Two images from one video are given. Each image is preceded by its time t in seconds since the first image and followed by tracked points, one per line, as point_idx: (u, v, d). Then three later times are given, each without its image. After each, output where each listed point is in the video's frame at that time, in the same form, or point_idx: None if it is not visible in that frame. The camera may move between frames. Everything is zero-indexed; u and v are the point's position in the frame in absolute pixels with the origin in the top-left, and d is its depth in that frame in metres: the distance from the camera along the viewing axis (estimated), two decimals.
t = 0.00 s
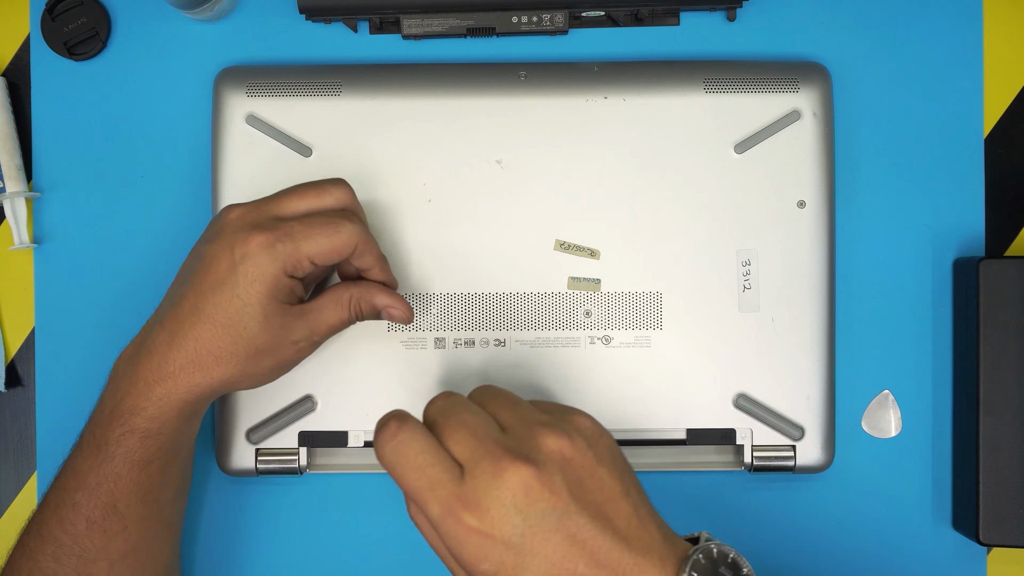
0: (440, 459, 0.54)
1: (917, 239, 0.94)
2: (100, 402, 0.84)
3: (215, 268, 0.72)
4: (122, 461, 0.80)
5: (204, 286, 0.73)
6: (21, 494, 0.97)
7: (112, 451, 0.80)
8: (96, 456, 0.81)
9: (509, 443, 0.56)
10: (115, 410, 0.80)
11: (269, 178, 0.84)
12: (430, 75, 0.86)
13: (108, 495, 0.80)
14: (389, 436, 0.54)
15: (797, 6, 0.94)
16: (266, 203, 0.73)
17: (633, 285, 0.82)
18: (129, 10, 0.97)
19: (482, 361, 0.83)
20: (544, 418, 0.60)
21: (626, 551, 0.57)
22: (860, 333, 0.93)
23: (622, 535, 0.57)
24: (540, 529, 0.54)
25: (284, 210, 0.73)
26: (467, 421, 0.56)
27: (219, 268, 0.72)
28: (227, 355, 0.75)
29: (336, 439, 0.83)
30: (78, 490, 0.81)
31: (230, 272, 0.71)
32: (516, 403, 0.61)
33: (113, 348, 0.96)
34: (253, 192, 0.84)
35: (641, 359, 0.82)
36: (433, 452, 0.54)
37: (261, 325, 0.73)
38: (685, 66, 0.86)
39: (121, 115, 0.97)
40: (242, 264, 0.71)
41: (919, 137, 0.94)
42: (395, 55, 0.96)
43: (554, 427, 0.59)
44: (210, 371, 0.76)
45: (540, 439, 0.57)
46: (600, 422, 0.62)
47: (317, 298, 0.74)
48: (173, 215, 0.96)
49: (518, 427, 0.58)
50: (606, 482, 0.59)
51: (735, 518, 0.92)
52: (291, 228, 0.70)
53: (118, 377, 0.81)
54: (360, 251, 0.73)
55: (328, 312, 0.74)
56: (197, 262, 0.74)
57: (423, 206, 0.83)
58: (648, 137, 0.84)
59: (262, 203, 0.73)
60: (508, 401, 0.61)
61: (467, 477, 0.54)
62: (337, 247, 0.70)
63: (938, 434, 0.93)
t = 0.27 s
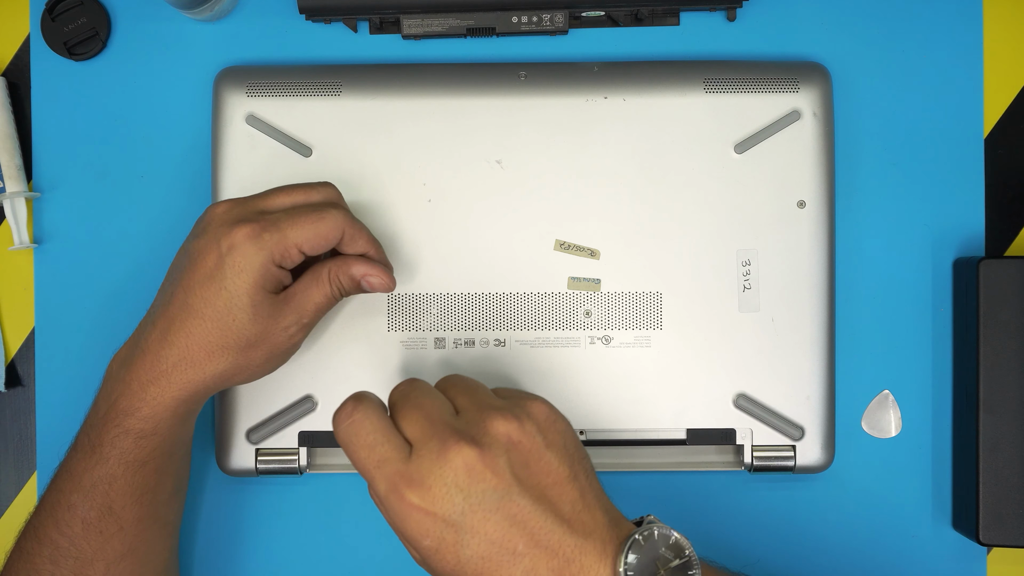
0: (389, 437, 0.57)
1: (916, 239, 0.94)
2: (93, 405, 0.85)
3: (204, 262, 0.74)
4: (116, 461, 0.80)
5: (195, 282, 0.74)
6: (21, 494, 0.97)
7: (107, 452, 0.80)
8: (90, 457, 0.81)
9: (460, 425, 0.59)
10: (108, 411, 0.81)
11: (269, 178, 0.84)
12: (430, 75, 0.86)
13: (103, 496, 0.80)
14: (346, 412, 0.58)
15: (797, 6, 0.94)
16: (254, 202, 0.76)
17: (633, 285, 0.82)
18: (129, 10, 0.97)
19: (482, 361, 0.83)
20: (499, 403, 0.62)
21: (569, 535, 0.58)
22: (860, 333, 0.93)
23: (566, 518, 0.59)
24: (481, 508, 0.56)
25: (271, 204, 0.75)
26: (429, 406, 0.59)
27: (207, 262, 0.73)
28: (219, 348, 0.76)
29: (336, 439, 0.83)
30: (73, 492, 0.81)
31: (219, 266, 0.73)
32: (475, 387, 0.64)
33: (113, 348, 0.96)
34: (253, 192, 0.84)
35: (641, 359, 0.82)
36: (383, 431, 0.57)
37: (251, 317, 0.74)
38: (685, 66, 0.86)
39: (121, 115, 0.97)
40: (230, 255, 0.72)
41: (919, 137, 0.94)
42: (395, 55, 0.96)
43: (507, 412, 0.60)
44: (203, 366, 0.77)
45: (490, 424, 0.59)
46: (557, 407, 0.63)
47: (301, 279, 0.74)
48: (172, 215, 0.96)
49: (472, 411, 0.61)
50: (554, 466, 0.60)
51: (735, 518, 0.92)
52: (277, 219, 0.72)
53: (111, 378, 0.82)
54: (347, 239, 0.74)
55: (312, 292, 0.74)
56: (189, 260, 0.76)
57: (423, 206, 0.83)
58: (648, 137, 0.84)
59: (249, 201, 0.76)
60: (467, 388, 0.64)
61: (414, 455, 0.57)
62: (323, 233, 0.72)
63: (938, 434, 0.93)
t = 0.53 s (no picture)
0: (342, 436, 0.61)
1: (916, 239, 0.94)
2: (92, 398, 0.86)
3: (201, 253, 0.74)
4: (113, 454, 0.81)
5: (191, 273, 0.75)
6: (21, 494, 0.97)
7: (103, 444, 0.81)
8: (87, 450, 0.81)
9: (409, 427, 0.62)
10: (105, 404, 0.81)
11: (269, 178, 0.84)
12: (430, 75, 0.86)
13: (100, 489, 0.81)
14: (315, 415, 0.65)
15: (797, 6, 0.94)
16: (251, 194, 0.76)
17: (633, 285, 0.82)
18: (129, 10, 0.97)
19: (482, 361, 0.83)
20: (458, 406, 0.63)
21: (512, 539, 0.59)
22: (860, 333, 0.93)
23: (511, 523, 0.60)
24: (420, 508, 0.58)
25: (270, 198, 0.75)
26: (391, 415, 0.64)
27: (204, 253, 0.74)
28: (215, 340, 0.76)
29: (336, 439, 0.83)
30: (71, 487, 0.81)
31: (215, 257, 0.73)
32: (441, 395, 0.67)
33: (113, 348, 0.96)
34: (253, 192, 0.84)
35: (641, 359, 0.82)
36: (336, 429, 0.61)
37: (247, 309, 0.74)
38: (685, 66, 0.86)
39: (121, 115, 0.97)
40: (226, 247, 0.72)
41: (919, 137, 0.94)
42: (395, 55, 0.96)
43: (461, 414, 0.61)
44: (198, 359, 0.77)
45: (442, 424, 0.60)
46: (519, 409, 0.63)
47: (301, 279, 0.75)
48: (172, 214, 0.96)
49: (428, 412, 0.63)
50: (505, 470, 0.61)
51: (735, 518, 0.92)
52: (272, 212, 0.72)
53: (108, 370, 0.82)
54: (344, 236, 0.74)
55: (312, 292, 0.74)
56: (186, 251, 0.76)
57: (423, 206, 0.83)
58: (649, 137, 0.84)
59: (247, 194, 0.76)
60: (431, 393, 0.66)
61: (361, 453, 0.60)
62: (321, 230, 0.72)
63: (938, 434, 0.93)
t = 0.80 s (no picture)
0: (308, 464, 0.57)
1: (916, 239, 0.94)
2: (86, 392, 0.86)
3: (198, 247, 0.74)
4: (104, 449, 0.80)
5: (186, 266, 0.75)
6: (21, 494, 0.97)
7: (95, 439, 0.81)
8: (79, 445, 0.81)
9: (372, 437, 0.57)
10: (97, 399, 0.81)
11: (269, 178, 0.84)
12: (430, 75, 0.86)
13: (92, 484, 0.80)
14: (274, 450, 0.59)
15: (797, 6, 0.94)
16: (251, 194, 0.77)
17: (633, 286, 0.82)
18: (129, 10, 0.97)
19: (483, 361, 0.83)
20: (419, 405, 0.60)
21: (510, 521, 0.55)
22: (860, 333, 0.93)
23: (504, 505, 0.55)
24: (408, 516, 0.54)
25: (270, 198, 0.76)
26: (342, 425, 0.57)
27: (199, 247, 0.74)
28: (205, 336, 0.76)
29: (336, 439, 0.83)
30: (65, 483, 0.81)
31: (210, 250, 0.73)
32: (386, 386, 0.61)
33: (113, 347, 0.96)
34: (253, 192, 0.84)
35: (641, 359, 0.82)
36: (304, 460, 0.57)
37: (239, 306, 0.74)
38: (685, 66, 0.86)
39: (121, 115, 0.97)
40: (222, 241, 0.73)
41: (919, 137, 0.94)
42: (395, 55, 0.96)
43: (422, 413, 0.58)
44: (187, 354, 0.77)
45: (409, 426, 0.58)
46: (480, 402, 0.62)
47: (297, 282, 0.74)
48: (172, 214, 0.96)
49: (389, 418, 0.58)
50: (480, 457, 0.57)
51: (736, 518, 0.92)
52: (270, 211, 0.73)
53: (100, 363, 0.82)
54: (341, 240, 0.74)
55: (305, 295, 0.73)
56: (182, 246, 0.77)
57: (423, 206, 0.83)
58: (649, 137, 0.84)
59: (248, 194, 0.77)
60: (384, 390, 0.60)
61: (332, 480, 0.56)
62: (318, 232, 0.72)
63: (938, 434, 0.93)
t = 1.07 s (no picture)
0: (325, 464, 0.56)
1: (916, 239, 0.94)
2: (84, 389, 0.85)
3: (203, 248, 0.74)
4: (103, 447, 0.80)
5: (190, 265, 0.75)
6: (21, 493, 0.97)
7: (93, 437, 0.80)
8: (78, 442, 0.81)
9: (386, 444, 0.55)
10: (95, 397, 0.81)
11: (269, 178, 0.84)
12: (430, 75, 0.86)
13: (91, 483, 0.80)
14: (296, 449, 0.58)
15: (797, 6, 0.94)
16: (260, 199, 0.77)
17: (633, 286, 0.82)
18: (129, 10, 0.97)
19: (482, 361, 0.83)
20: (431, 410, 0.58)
21: (519, 539, 0.54)
22: (860, 332, 0.93)
23: (514, 521, 0.54)
24: (416, 524, 0.53)
25: (279, 203, 0.76)
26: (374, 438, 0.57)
27: (204, 248, 0.74)
28: (204, 337, 0.76)
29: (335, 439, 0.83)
30: (63, 482, 0.81)
31: (216, 251, 0.73)
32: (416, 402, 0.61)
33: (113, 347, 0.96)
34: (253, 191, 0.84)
35: (641, 359, 0.82)
36: (323, 459, 0.56)
37: (241, 309, 0.74)
38: (685, 66, 0.86)
39: (120, 115, 0.97)
40: (229, 244, 0.73)
41: (919, 137, 0.94)
42: (395, 55, 0.96)
43: (435, 418, 0.56)
44: (186, 354, 0.77)
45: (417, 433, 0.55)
46: (492, 402, 0.58)
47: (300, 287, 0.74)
48: (173, 214, 0.96)
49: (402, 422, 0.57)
50: (491, 467, 0.55)
51: (736, 518, 0.92)
52: (279, 217, 0.73)
53: (99, 359, 0.82)
54: (346, 250, 0.74)
55: (307, 303, 0.74)
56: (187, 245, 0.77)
57: (423, 206, 0.83)
58: (649, 137, 0.84)
59: (257, 198, 0.77)
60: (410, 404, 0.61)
61: (348, 482, 0.55)
62: (325, 241, 0.73)
63: (938, 434, 0.93)
